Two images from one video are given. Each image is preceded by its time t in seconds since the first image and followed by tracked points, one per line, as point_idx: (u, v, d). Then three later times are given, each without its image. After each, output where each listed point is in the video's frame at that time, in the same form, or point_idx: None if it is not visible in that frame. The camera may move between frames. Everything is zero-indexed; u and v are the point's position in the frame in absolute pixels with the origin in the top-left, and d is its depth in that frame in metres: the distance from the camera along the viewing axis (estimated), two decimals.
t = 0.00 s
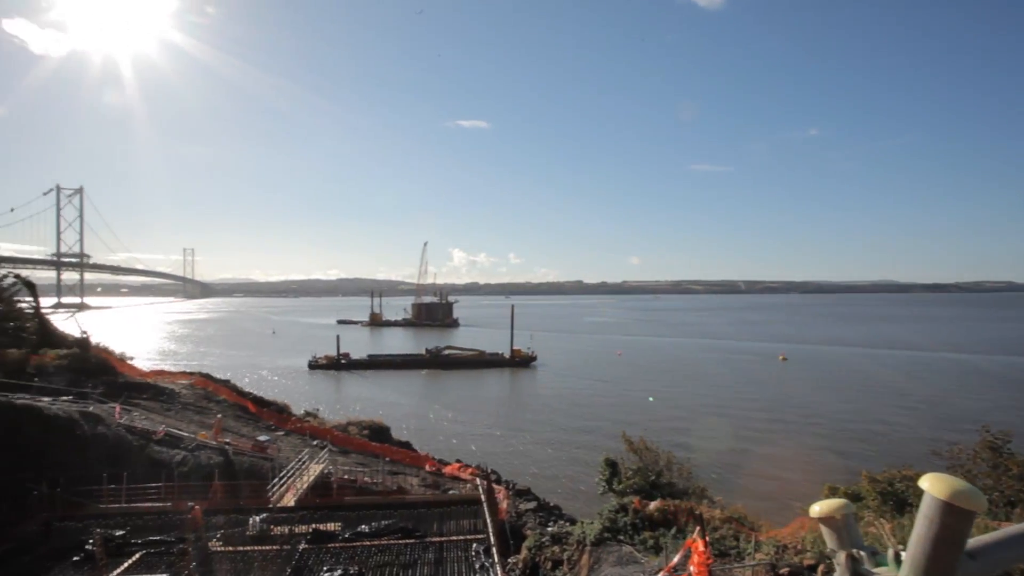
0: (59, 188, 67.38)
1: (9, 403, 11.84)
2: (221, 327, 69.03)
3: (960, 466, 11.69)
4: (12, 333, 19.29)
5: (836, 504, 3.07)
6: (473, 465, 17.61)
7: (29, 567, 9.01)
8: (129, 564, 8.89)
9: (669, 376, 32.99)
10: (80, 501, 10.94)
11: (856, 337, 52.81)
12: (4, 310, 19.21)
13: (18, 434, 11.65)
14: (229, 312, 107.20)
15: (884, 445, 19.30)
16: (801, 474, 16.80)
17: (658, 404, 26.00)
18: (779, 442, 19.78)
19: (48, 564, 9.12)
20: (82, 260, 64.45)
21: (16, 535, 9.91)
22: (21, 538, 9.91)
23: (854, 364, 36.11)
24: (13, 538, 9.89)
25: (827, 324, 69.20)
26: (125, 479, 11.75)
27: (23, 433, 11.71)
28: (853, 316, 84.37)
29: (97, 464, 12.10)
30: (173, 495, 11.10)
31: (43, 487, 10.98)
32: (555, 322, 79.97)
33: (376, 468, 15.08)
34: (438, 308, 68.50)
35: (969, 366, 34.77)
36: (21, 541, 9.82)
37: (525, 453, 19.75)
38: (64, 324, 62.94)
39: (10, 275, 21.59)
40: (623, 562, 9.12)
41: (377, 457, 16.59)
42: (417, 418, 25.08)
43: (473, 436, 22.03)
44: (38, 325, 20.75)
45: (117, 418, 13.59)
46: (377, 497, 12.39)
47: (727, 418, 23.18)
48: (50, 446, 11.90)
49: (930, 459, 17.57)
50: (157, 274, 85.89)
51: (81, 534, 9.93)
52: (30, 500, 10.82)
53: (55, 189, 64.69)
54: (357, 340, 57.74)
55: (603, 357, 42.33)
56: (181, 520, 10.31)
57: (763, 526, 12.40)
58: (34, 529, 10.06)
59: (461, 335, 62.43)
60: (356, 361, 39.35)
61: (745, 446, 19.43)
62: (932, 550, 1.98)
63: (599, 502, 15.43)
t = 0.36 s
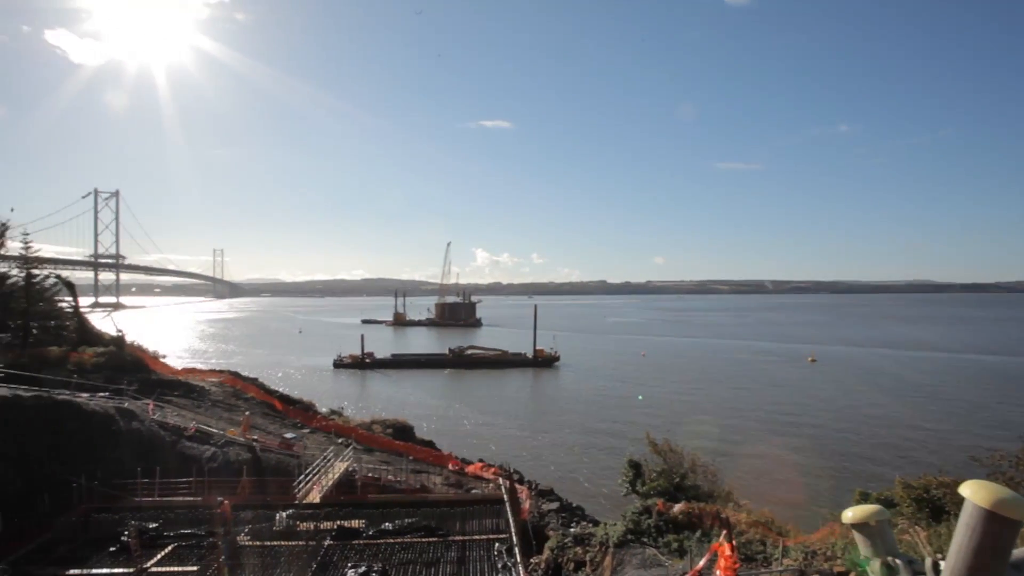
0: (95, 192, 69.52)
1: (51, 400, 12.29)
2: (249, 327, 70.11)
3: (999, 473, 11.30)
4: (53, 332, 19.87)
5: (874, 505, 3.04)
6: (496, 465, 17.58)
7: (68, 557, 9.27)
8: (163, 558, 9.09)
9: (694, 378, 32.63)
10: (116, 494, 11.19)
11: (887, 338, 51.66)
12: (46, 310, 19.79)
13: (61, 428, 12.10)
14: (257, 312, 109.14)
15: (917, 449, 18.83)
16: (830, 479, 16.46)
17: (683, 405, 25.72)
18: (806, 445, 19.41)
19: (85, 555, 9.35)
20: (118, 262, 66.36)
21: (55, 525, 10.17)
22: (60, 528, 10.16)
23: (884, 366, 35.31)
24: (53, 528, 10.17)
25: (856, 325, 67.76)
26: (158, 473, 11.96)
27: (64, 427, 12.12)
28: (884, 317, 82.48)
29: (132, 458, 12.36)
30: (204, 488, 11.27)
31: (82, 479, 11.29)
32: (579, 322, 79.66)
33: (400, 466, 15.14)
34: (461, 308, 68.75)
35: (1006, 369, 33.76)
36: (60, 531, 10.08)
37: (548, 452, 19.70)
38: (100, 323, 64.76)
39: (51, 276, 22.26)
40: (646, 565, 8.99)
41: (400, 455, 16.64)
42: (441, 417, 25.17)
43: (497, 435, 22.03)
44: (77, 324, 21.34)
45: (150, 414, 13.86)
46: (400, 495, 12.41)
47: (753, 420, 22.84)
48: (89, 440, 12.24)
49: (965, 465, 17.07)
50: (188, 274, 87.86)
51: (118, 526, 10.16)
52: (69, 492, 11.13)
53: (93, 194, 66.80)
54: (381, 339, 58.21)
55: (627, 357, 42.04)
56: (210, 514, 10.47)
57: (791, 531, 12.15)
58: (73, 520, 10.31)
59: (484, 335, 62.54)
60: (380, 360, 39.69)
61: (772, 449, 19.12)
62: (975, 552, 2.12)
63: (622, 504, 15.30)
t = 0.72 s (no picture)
0: (121, 194, 70.96)
1: (79, 396, 12.25)
2: (270, 326, 70.83)
3: None
4: (80, 331, 20.23)
5: (901, 510, 2.91)
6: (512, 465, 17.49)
7: (95, 550, 9.43)
8: (185, 553, 9.22)
9: (713, 378, 32.28)
10: (141, 489, 11.31)
11: (911, 340, 50.72)
12: (74, 309, 20.15)
13: (88, 425, 12.08)
14: (278, 311, 110.32)
15: (942, 454, 18.42)
16: (853, 483, 16.14)
17: (701, 406, 25.43)
18: (827, 448, 19.10)
19: (110, 549, 9.50)
20: (143, 262, 67.64)
21: (83, 518, 10.28)
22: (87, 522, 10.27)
23: (907, 368, 34.67)
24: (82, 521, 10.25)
25: (878, 326, 66.72)
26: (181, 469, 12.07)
27: (91, 424, 12.11)
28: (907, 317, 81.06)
29: (157, 454, 12.49)
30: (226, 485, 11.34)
31: (109, 474, 11.38)
32: (596, 322, 79.40)
33: (418, 465, 15.15)
34: (478, 308, 68.86)
35: None
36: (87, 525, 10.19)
37: (565, 452, 19.59)
38: (124, 321, 65.99)
39: (79, 276, 22.67)
40: (664, 567, 8.86)
41: (417, 454, 16.66)
42: (457, 417, 25.15)
43: (514, 435, 21.94)
44: (104, 323, 21.70)
45: (173, 412, 13.99)
46: (416, 494, 12.39)
47: (773, 421, 22.53)
48: (115, 436, 12.32)
49: (992, 472, 16.66)
50: (211, 274, 89.19)
51: (143, 521, 10.32)
52: (97, 487, 11.22)
53: (119, 196, 68.18)
54: (399, 339, 58.44)
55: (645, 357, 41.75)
56: (231, 510, 10.57)
57: (812, 535, 11.93)
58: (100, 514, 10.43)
59: (501, 335, 62.51)
60: (397, 359, 39.87)
61: (793, 452, 18.82)
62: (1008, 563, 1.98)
63: (639, 505, 15.14)
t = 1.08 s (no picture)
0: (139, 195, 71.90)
1: (101, 395, 12.14)
2: (284, 326, 71.27)
3: None
4: (101, 330, 20.44)
5: (921, 514, 2.85)
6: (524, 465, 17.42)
7: (115, 545, 9.54)
8: (202, 550, 9.31)
9: (728, 379, 31.95)
10: (160, 486, 11.38)
11: (930, 340, 49.96)
12: (95, 308, 20.36)
13: (109, 421, 12.06)
14: (292, 311, 111.04)
15: (963, 458, 18.08)
16: (871, 486, 15.89)
17: (716, 408, 25.17)
18: (844, 451, 18.82)
19: (130, 544, 9.58)
20: (161, 262, 68.47)
21: (103, 515, 10.34)
22: (107, 518, 10.32)
23: (927, 370, 34.12)
24: (103, 517, 10.28)
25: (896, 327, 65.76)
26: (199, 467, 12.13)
27: (111, 422, 12.11)
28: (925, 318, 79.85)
29: (175, 451, 12.55)
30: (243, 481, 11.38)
31: (129, 471, 11.43)
32: (609, 322, 79.06)
33: (430, 464, 15.15)
34: (492, 308, 68.85)
35: None
36: (107, 521, 10.25)
37: (577, 453, 19.48)
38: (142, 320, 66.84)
39: (99, 276, 22.91)
40: (678, 569, 8.75)
41: (430, 454, 16.65)
42: (470, 417, 25.09)
43: (527, 436, 21.84)
44: (124, 323, 21.91)
45: (190, 410, 14.08)
46: (429, 493, 12.38)
47: (789, 423, 22.26)
48: (134, 432, 12.37)
49: (1015, 477, 16.31)
50: (227, 274, 90.09)
51: (161, 517, 10.42)
52: (117, 483, 11.26)
53: (139, 197, 69.10)
54: (412, 339, 58.53)
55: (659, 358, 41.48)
56: (246, 508, 10.63)
57: (829, 538, 11.75)
58: (120, 511, 10.48)
59: (514, 335, 62.40)
60: (411, 359, 39.96)
61: (809, 454, 18.55)
62: None
63: (652, 507, 15.03)
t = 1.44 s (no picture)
0: (154, 196, 72.66)
1: (116, 394, 12.17)
2: (295, 326, 71.57)
3: None
4: (116, 329, 20.60)
5: (938, 519, 3.13)
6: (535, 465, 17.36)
7: (130, 542, 9.62)
8: (216, 547, 9.34)
9: (740, 380, 31.71)
10: (174, 483, 11.43)
11: (946, 341, 49.27)
12: (110, 308, 20.51)
13: (125, 419, 12.11)
14: (303, 311, 111.51)
15: (980, 461, 17.83)
16: (886, 489, 15.71)
17: (728, 408, 24.99)
18: (858, 453, 18.63)
19: (144, 541, 9.64)
20: (175, 263, 69.07)
21: (118, 511, 10.40)
22: (122, 515, 10.38)
23: (943, 371, 33.60)
24: (118, 514, 10.35)
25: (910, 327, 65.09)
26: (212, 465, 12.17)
27: (127, 420, 12.16)
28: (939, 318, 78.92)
29: (188, 449, 12.59)
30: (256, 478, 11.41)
31: (143, 469, 11.48)
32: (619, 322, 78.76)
33: (440, 464, 15.13)
34: (502, 308, 68.82)
35: None
36: (122, 518, 10.33)
37: (588, 454, 19.40)
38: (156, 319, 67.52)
39: (114, 276, 23.10)
40: (689, 571, 8.66)
41: (440, 454, 16.62)
42: (481, 417, 25.03)
43: (538, 436, 21.75)
44: (138, 323, 22.07)
45: (204, 409, 14.14)
46: (439, 493, 12.34)
47: (802, 425, 22.07)
48: (149, 430, 12.43)
49: None
50: (239, 274, 90.49)
51: (175, 514, 10.48)
52: (132, 480, 11.31)
53: (154, 198, 69.85)
54: (422, 339, 58.58)
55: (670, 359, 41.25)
56: (259, 506, 10.66)
57: (843, 542, 11.61)
58: (135, 508, 10.55)
59: (524, 335, 62.29)
60: (421, 359, 39.98)
61: (823, 456, 18.37)
62: None
63: (663, 508, 14.94)
